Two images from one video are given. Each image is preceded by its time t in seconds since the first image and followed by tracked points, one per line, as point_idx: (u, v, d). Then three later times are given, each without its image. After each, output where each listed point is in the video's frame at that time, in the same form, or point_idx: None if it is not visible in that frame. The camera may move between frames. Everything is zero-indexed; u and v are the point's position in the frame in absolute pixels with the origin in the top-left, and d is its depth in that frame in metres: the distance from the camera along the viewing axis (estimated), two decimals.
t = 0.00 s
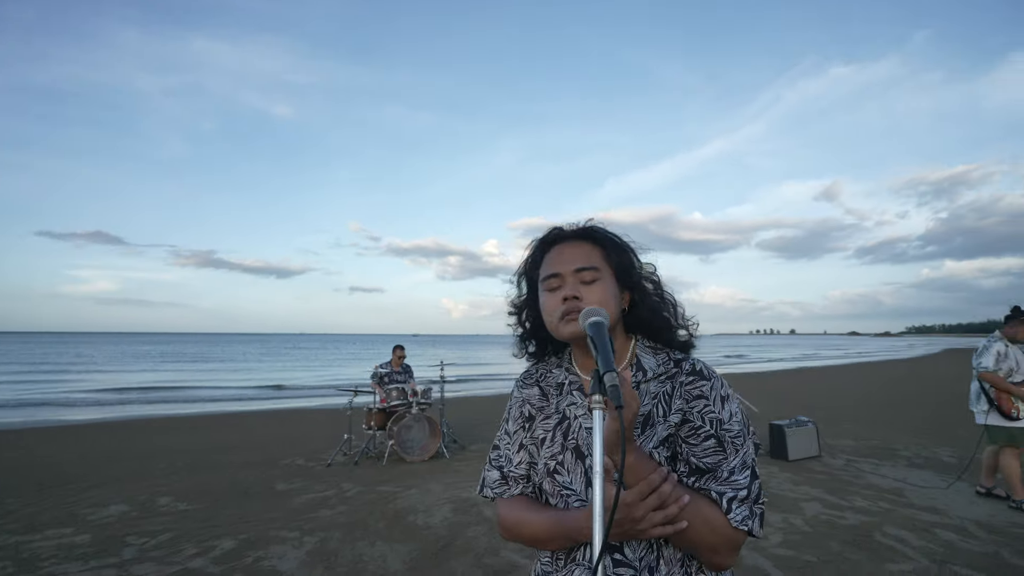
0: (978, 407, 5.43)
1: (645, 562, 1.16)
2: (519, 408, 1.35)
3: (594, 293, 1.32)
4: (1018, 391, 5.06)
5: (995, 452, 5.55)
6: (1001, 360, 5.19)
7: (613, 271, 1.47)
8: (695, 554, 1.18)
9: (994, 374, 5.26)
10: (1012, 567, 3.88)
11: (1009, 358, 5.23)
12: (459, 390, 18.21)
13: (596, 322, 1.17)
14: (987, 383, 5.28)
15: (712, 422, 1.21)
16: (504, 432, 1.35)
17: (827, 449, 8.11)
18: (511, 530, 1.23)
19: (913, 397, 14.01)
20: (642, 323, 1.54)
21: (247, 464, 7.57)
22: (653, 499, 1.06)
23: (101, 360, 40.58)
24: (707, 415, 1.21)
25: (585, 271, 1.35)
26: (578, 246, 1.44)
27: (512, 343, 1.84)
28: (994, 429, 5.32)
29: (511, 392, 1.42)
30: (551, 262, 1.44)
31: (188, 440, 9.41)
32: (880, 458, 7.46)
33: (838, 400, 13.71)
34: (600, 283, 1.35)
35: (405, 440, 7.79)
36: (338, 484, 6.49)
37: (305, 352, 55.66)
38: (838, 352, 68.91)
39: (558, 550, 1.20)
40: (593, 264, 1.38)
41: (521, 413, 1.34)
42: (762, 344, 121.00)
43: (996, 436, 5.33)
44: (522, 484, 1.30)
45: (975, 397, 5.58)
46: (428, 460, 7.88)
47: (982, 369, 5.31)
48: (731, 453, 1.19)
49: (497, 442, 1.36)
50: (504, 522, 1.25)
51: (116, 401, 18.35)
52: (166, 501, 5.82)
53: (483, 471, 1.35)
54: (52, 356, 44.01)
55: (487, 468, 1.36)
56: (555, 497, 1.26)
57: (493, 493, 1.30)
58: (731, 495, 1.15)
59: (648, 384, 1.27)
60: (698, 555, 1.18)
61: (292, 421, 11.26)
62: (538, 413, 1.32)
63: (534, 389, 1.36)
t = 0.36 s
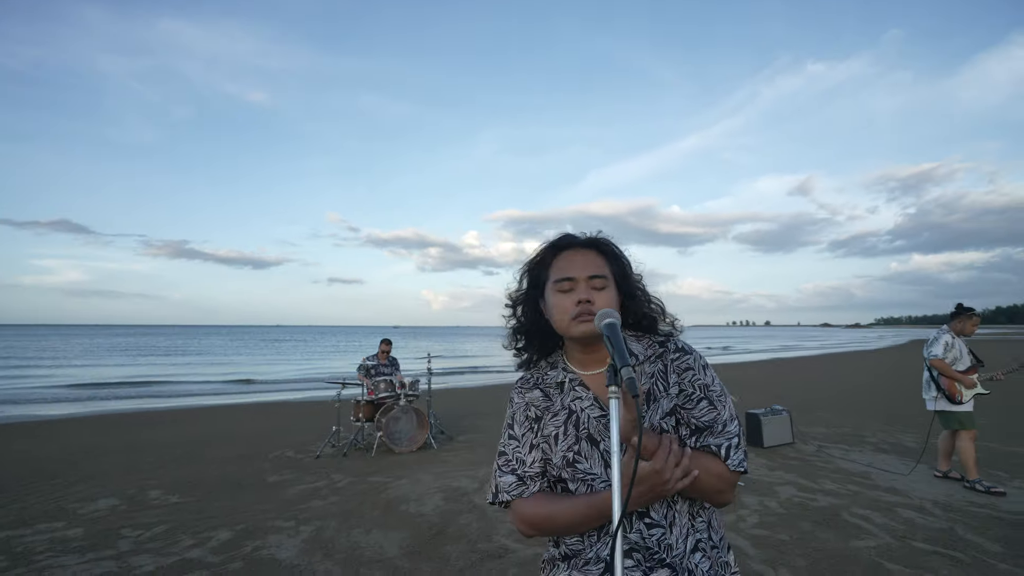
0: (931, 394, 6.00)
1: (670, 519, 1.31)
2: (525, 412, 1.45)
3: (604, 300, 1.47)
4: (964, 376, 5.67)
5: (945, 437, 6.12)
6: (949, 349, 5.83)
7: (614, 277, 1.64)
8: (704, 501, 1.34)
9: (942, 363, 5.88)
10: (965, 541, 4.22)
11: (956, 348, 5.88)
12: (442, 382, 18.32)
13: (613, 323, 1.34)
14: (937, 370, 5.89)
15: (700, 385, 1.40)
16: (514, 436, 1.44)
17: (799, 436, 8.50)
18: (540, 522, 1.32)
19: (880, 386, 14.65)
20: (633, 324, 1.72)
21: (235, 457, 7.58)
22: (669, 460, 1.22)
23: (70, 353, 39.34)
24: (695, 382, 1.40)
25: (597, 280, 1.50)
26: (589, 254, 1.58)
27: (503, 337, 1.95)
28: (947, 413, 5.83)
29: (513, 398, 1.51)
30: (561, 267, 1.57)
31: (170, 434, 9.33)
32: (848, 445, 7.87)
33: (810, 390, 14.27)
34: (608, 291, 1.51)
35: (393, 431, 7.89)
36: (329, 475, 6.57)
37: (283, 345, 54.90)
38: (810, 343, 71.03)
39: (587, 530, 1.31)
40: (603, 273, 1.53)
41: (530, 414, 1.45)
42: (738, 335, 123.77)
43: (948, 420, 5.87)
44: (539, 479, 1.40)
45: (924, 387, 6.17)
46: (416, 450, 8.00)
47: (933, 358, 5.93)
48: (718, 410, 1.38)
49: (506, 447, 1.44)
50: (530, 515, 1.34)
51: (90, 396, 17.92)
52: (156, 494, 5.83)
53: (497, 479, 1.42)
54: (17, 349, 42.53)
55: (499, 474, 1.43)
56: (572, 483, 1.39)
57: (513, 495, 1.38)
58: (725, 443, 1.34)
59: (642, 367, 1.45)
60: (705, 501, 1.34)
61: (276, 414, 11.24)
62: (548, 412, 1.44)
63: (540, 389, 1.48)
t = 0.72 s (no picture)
0: (910, 389, 6.39)
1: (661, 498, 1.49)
2: (537, 426, 1.46)
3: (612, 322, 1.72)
4: (936, 368, 6.08)
5: (926, 430, 6.49)
6: (921, 344, 6.28)
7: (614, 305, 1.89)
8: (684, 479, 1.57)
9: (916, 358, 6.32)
10: (940, 527, 4.51)
11: (927, 343, 6.34)
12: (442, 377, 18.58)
13: (616, 337, 1.60)
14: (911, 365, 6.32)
15: (676, 392, 1.70)
16: (528, 450, 1.44)
17: (790, 429, 8.80)
18: (571, 525, 1.35)
19: (871, 381, 14.99)
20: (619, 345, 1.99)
21: (244, 450, 7.81)
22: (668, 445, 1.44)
23: (71, 348, 39.60)
24: (674, 389, 1.69)
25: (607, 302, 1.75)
26: (599, 280, 1.83)
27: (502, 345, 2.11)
28: (925, 406, 6.23)
29: (519, 415, 1.50)
30: (574, 288, 1.80)
31: (179, 428, 9.57)
32: (836, 437, 8.17)
33: (803, 384, 14.59)
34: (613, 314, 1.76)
35: (397, 425, 8.13)
36: (337, 467, 6.82)
37: (281, 339, 55.05)
38: (805, 337, 71.69)
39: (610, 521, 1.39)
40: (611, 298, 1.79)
41: (541, 427, 1.47)
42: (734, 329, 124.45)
43: (927, 413, 6.25)
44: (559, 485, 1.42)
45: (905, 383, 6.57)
46: (419, 444, 8.23)
47: (907, 354, 6.37)
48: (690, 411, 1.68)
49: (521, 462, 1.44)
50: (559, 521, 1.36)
51: (95, 391, 18.18)
52: (173, 486, 6.07)
53: (517, 492, 1.40)
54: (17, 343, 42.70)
55: (518, 490, 1.42)
56: (583, 481, 1.46)
57: (537, 505, 1.38)
58: (696, 435, 1.64)
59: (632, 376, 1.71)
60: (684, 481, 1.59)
61: (281, 408, 11.47)
62: (558, 421, 1.48)
63: (548, 401, 1.53)
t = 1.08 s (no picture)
0: (895, 381, 6.76)
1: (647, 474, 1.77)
2: (554, 406, 1.73)
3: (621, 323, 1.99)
4: (919, 364, 6.46)
5: (910, 422, 6.87)
6: (906, 341, 6.66)
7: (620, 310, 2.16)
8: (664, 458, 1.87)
9: (901, 354, 6.69)
10: (918, 513, 4.82)
11: (912, 340, 6.71)
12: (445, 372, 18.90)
13: (614, 341, 1.86)
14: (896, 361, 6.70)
15: (661, 388, 2.00)
16: (546, 427, 1.71)
17: (784, 423, 9.11)
18: (581, 488, 1.61)
19: (865, 376, 15.32)
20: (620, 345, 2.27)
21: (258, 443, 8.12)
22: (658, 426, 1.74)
23: (75, 343, 39.91)
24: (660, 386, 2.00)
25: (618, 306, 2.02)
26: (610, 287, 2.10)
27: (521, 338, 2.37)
28: (908, 399, 6.60)
29: (539, 395, 1.75)
30: (589, 291, 2.06)
31: (192, 422, 9.87)
32: (828, 430, 8.48)
33: (799, 379, 14.90)
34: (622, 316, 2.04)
35: (404, 419, 8.43)
36: (349, 459, 7.13)
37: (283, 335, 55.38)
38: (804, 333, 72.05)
39: (610, 489, 1.66)
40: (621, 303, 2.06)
41: (557, 407, 1.74)
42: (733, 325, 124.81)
43: (909, 405, 6.63)
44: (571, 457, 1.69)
45: (890, 377, 6.95)
46: (425, 437, 8.53)
47: (893, 350, 6.75)
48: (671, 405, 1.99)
49: (540, 436, 1.70)
50: (571, 487, 1.62)
51: (104, 387, 18.53)
52: (193, 477, 6.37)
53: (537, 461, 1.66)
54: (22, 339, 43.11)
55: (537, 460, 1.67)
56: (589, 455, 1.73)
57: (553, 473, 1.64)
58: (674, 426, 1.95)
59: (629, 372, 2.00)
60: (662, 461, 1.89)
61: (289, 403, 11.77)
62: (572, 403, 1.76)
63: (562, 387, 1.78)
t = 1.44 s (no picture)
0: (876, 378, 7.14)
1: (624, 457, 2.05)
2: (559, 384, 2.02)
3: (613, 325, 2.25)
4: (899, 363, 6.83)
5: (890, 417, 7.26)
6: (890, 341, 7.02)
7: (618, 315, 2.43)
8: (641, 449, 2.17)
9: (885, 352, 7.07)
10: (892, 502, 5.17)
11: (898, 341, 7.07)
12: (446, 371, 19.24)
13: (597, 342, 2.05)
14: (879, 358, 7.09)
15: (645, 389, 2.33)
16: (551, 401, 1.99)
17: (775, 419, 9.46)
18: (579, 454, 1.86)
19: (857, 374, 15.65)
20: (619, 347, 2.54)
21: (269, 438, 8.46)
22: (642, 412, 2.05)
23: (79, 343, 40.28)
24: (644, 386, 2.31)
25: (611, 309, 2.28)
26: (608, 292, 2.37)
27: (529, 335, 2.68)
28: (887, 395, 6.99)
29: (547, 374, 2.05)
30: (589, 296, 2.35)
31: (203, 419, 10.21)
32: (816, 426, 8.83)
33: (792, 377, 15.24)
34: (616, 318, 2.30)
35: (409, 416, 8.77)
36: (357, 453, 7.47)
37: (284, 334, 55.76)
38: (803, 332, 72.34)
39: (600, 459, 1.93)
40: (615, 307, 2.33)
41: (561, 386, 2.03)
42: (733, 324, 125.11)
43: (889, 401, 7.01)
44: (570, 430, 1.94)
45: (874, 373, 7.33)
46: (429, 433, 8.87)
47: (877, 347, 7.12)
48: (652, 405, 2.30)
49: (545, 408, 1.97)
50: (567, 454, 1.86)
51: (111, 386, 18.87)
52: (210, 470, 6.72)
53: (542, 428, 1.92)
54: (26, 339, 43.47)
55: (541, 428, 1.94)
56: (583, 433, 2.00)
57: (554, 440, 1.90)
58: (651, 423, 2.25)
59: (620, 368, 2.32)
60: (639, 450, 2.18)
61: (296, 401, 12.12)
62: (574, 384, 2.06)
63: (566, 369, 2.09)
